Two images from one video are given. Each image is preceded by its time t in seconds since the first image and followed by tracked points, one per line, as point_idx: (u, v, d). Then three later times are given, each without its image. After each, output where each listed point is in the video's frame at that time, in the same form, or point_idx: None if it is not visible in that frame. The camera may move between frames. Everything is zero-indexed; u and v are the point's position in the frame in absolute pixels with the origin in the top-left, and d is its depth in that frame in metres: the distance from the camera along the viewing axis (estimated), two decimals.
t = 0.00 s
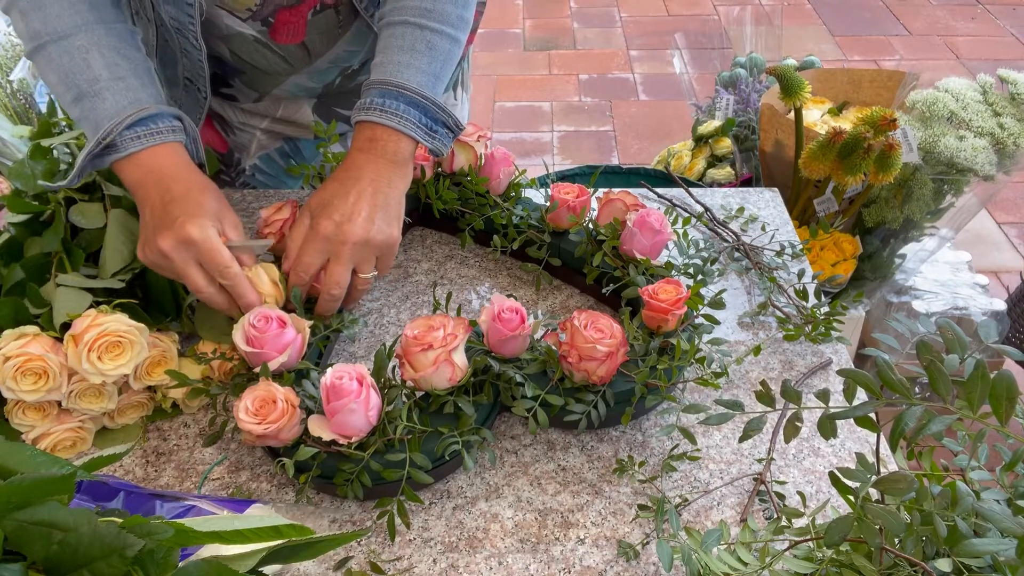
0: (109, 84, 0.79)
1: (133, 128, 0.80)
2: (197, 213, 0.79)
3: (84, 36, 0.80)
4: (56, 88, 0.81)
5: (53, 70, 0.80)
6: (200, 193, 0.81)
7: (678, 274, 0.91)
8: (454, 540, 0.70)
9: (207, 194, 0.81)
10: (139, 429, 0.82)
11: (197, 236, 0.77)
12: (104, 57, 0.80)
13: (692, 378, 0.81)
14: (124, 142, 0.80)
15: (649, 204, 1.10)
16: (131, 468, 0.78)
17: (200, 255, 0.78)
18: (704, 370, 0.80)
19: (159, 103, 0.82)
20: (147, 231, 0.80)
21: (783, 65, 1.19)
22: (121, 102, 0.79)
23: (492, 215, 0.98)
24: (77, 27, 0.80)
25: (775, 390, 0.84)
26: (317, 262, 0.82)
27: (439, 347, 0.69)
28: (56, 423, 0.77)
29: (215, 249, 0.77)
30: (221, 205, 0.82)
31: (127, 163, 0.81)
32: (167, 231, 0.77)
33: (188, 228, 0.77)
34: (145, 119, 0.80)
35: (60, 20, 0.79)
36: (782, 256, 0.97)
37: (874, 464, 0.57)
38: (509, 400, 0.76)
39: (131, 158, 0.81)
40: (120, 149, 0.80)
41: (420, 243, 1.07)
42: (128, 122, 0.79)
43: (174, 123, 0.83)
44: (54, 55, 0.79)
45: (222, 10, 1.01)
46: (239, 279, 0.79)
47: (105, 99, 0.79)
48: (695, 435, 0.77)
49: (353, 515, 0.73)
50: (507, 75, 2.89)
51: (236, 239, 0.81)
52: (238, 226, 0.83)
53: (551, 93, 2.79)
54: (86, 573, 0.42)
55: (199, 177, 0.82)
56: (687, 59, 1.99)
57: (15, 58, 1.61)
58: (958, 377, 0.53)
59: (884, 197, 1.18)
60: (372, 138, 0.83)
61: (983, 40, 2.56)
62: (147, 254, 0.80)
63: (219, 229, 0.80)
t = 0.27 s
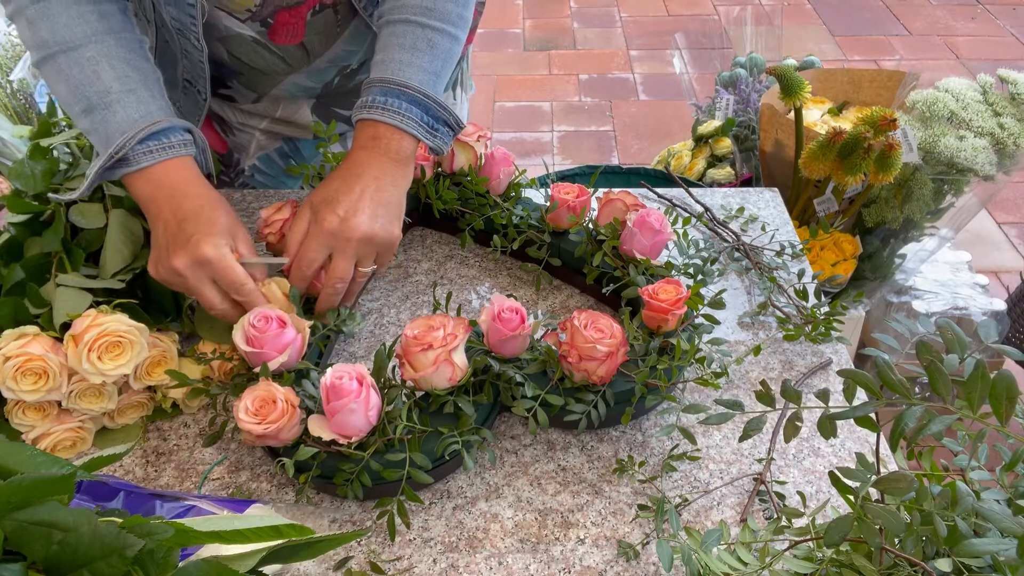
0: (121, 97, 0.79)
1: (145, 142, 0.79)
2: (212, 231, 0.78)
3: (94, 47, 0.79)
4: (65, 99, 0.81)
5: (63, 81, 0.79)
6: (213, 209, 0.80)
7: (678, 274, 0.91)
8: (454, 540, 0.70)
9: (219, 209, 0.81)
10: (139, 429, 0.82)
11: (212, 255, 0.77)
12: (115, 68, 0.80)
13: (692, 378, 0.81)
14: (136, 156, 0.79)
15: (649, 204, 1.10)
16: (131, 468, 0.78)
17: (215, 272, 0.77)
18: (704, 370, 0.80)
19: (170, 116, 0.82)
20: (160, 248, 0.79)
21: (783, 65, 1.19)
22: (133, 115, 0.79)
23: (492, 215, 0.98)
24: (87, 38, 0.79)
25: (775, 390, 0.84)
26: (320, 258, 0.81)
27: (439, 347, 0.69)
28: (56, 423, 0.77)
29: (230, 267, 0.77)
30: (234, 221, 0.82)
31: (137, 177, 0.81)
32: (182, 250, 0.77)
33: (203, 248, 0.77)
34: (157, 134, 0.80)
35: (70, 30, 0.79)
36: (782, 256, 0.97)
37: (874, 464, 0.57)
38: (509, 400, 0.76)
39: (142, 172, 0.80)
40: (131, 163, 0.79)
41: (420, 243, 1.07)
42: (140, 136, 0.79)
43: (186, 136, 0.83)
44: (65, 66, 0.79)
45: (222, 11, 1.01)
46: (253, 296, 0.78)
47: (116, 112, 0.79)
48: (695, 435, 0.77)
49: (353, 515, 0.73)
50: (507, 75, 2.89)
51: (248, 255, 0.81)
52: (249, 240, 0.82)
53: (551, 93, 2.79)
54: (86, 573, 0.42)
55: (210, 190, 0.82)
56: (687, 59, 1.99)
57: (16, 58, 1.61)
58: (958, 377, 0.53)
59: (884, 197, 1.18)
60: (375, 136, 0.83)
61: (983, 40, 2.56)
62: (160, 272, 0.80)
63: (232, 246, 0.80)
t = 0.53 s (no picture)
0: (97, 72, 0.81)
1: (118, 116, 0.80)
2: (176, 204, 0.78)
3: (74, 24, 0.81)
4: (49, 76, 0.83)
5: (43, 57, 0.81)
6: (182, 183, 0.80)
7: (678, 274, 0.91)
8: (454, 540, 0.70)
9: (189, 184, 0.80)
10: (139, 428, 0.82)
11: (170, 228, 0.77)
12: (93, 45, 0.81)
13: (692, 378, 0.81)
14: (109, 130, 0.80)
15: (649, 204, 1.11)
16: (131, 468, 0.78)
17: (175, 247, 0.77)
18: (704, 370, 0.80)
19: (146, 91, 0.82)
20: (131, 222, 0.80)
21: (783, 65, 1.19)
22: (111, 90, 0.80)
23: (492, 215, 0.98)
24: (66, 15, 0.81)
25: (775, 390, 0.84)
26: (327, 246, 0.80)
27: (439, 346, 0.69)
28: (56, 423, 0.77)
29: (190, 245, 0.77)
30: (205, 196, 0.81)
31: (112, 152, 0.82)
32: (146, 224, 0.78)
33: (164, 222, 0.77)
34: (130, 107, 0.80)
35: (50, 8, 0.81)
36: (782, 256, 0.97)
37: (874, 464, 0.57)
38: (509, 400, 0.76)
39: (115, 146, 0.81)
40: (104, 137, 0.80)
41: (420, 243, 1.07)
42: (114, 111, 0.80)
43: (162, 113, 0.83)
44: (45, 41, 0.81)
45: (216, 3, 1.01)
46: (205, 276, 0.78)
47: (92, 86, 0.80)
48: (695, 435, 0.77)
49: (353, 515, 0.73)
50: (507, 75, 2.89)
51: (219, 231, 0.80)
52: (223, 217, 0.82)
53: (551, 93, 2.79)
54: (86, 573, 0.42)
55: (182, 165, 0.82)
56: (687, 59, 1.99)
57: (15, 58, 1.61)
58: (958, 377, 0.53)
59: (884, 197, 1.18)
60: (378, 125, 0.83)
61: (983, 40, 2.56)
62: (130, 246, 0.80)
63: (200, 221, 0.79)
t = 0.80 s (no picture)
0: None
1: (28, 37, 0.79)
2: (73, 126, 0.77)
3: None
4: None
5: None
6: (86, 110, 0.79)
7: (678, 274, 0.90)
8: (454, 540, 0.70)
9: (95, 112, 0.79)
10: (139, 428, 0.82)
11: (61, 148, 0.76)
12: None
13: (692, 378, 0.81)
14: (18, 51, 0.79)
15: (649, 204, 1.11)
16: (131, 468, 0.78)
17: (66, 168, 0.76)
18: (704, 370, 0.80)
19: (62, 18, 0.82)
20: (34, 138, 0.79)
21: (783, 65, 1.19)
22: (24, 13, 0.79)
23: (492, 215, 0.98)
24: None
25: (775, 390, 0.84)
26: (309, 192, 0.73)
27: (439, 346, 0.69)
28: (56, 423, 0.77)
29: (79, 165, 0.76)
30: (110, 124, 0.80)
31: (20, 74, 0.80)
32: (39, 142, 0.77)
33: (56, 142, 0.76)
34: (42, 29, 0.79)
35: None
36: (782, 256, 0.97)
37: (874, 464, 0.57)
38: (509, 400, 0.76)
39: (25, 67, 0.80)
40: (14, 58, 0.79)
41: (420, 243, 1.07)
42: (24, 30, 0.78)
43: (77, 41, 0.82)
44: None
45: None
46: (98, 198, 0.76)
47: (10, 11, 0.78)
48: (695, 435, 0.77)
49: (353, 515, 0.73)
50: (507, 75, 2.89)
51: (117, 156, 0.79)
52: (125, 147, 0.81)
53: (551, 93, 2.79)
54: (86, 573, 0.42)
55: (91, 90, 0.81)
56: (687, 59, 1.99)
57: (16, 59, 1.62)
58: (958, 377, 0.53)
59: (884, 197, 1.18)
60: (350, 84, 0.77)
61: (983, 40, 2.56)
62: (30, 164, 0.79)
63: (96, 146, 0.78)
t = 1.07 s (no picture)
0: None
1: None
2: None
3: None
4: None
5: None
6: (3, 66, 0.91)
7: (678, 274, 0.90)
8: (454, 540, 0.70)
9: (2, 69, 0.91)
10: (139, 428, 0.82)
11: None
12: None
13: (692, 378, 0.81)
14: None
15: (649, 204, 1.11)
16: (131, 468, 0.78)
17: None
18: (704, 370, 0.80)
19: None
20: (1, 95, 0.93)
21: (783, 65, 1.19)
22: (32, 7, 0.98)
23: (492, 214, 0.98)
24: None
25: (775, 390, 0.84)
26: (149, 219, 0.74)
27: (439, 347, 0.69)
28: (56, 423, 0.77)
29: None
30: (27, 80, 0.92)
31: None
32: None
33: None
34: None
35: None
36: (782, 256, 0.97)
37: (874, 464, 0.57)
38: (509, 400, 0.76)
39: None
40: None
41: (420, 243, 1.07)
42: None
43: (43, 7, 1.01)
44: None
45: None
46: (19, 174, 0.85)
47: None
48: (695, 435, 0.77)
49: (353, 515, 0.73)
50: (507, 75, 2.89)
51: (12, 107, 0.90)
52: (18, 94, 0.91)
53: (551, 93, 2.79)
54: (86, 573, 0.42)
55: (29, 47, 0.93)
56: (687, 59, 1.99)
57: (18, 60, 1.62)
58: (958, 377, 0.53)
59: (884, 197, 1.18)
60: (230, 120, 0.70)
61: (983, 40, 2.56)
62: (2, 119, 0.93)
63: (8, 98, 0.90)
